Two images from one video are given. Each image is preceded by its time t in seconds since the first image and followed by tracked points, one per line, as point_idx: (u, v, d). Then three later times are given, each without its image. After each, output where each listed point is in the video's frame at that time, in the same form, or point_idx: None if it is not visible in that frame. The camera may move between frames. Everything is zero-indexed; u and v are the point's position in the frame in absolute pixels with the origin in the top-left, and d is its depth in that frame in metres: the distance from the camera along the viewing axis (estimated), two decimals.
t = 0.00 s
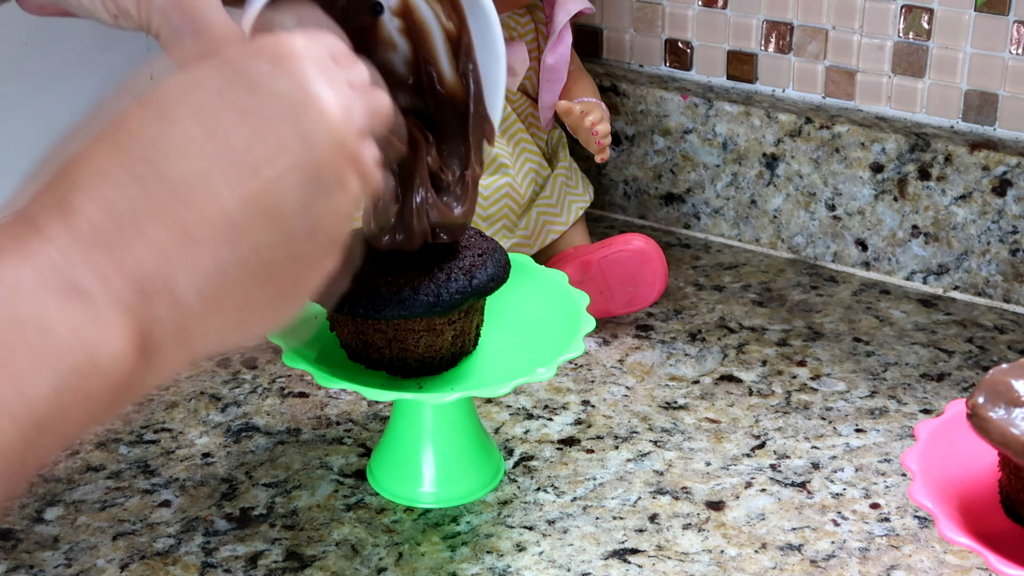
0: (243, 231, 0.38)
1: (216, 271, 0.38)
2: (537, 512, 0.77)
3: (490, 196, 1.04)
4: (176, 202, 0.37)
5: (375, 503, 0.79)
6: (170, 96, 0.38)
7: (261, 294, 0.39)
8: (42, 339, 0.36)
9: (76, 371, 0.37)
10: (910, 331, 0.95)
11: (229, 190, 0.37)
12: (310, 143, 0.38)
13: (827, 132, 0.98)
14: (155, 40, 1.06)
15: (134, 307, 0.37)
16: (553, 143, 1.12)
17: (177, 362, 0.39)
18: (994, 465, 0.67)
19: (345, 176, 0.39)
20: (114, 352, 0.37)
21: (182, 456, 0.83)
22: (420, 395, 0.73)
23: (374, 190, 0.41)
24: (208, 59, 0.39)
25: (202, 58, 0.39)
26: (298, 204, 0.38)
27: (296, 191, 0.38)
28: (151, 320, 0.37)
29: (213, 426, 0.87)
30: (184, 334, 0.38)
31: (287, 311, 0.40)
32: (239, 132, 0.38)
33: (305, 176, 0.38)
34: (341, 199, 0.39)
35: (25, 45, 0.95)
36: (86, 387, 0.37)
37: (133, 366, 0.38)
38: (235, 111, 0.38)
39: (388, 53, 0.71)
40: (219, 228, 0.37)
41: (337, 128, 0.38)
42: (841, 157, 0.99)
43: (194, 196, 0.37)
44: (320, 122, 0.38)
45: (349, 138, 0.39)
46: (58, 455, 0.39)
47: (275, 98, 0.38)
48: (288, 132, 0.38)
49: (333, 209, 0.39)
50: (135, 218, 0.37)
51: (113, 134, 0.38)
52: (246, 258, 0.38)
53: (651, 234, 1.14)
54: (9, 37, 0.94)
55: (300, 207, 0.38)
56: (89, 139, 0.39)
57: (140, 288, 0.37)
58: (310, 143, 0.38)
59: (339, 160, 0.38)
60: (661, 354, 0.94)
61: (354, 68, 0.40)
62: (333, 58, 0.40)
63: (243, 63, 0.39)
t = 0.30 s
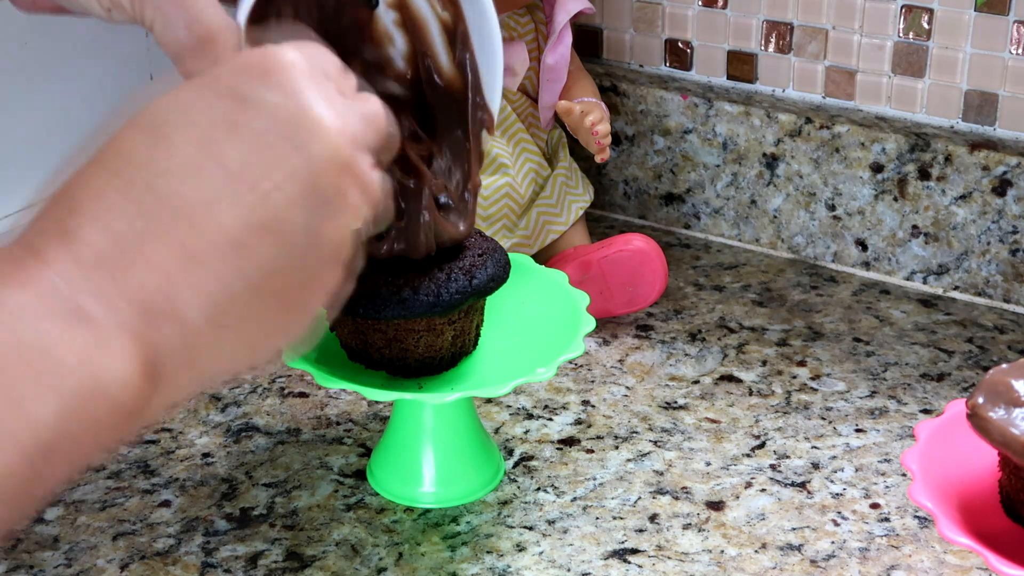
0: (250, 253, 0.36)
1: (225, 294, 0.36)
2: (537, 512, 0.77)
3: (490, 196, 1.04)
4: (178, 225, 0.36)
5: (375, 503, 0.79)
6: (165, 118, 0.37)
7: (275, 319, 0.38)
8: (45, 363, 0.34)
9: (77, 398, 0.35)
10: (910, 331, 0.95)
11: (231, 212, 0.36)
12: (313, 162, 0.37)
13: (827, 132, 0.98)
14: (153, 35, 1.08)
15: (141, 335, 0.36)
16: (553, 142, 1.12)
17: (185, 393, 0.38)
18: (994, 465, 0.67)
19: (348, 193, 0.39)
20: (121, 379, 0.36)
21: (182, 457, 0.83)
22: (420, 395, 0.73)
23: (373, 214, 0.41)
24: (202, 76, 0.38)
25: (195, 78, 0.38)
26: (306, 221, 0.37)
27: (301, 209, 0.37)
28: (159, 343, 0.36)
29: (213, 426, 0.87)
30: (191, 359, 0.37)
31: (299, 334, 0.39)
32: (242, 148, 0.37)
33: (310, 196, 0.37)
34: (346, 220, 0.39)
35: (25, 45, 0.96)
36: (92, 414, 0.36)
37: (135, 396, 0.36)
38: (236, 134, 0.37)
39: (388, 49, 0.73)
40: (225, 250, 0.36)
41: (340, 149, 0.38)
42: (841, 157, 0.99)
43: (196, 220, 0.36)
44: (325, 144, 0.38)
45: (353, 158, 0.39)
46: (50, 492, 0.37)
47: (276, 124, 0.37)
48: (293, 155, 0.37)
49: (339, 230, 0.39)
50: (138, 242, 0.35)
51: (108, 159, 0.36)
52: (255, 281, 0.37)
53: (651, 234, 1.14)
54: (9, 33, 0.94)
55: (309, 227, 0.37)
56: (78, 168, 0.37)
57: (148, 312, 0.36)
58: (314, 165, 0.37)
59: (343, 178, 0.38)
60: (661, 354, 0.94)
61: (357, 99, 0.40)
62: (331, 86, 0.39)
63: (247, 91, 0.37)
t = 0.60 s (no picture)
0: (272, 263, 0.36)
1: (248, 307, 0.36)
2: (537, 512, 0.77)
3: (490, 196, 1.04)
4: (203, 235, 0.35)
5: (375, 503, 0.79)
6: (191, 127, 0.35)
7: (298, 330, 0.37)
8: (61, 375, 0.33)
9: (96, 410, 0.34)
10: (909, 331, 0.95)
11: (255, 222, 0.35)
12: (338, 173, 0.37)
13: (827, 132, 0.98)
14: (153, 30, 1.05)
15: (162, 351, 0.35)
16: (553, 142, 1.12)
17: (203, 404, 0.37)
18: (995, 465, 0.67)
19: (374, 204, 0.38)
20: (139, 392, 0.35)
21: (182, 456, 0.83)
22: (420, 395, 0.73)
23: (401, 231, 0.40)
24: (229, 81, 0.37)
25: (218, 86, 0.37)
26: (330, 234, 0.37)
27: (328, 222, 0.37)
28: (180, 353, 0.35)
29: (213, 426, 0.86)
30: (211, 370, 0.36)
31: (321, 352, 0.39)
32: (267, 158, 0.36)
33: (334, 205, 0.37)
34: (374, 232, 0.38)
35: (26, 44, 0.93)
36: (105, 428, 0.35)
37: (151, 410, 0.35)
38: (261, 141, 0.36)
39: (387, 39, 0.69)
40: (249, 261, 0.36)
41: (369, 160, 0.37)
42: (841, 156, 0.99)
43: (221, 229, 0.35)
44: (352, 151, 0.37)
45: (381, 169, 0.38)
46: (63, 507, 0.36)
47: (301, 128, 0.36)
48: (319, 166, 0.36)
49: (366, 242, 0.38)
50: (162, 252, 0.34)
51: (134, 168, 0.35)
52: (281, 295, 0.36)
53: (651, 234, 1.14)
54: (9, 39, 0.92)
55: (334, 238, 0.37)
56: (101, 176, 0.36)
57: (171, 323, 0.35)
58: (341, 173, 0.37)
59: (370, 188, 0.38)
60: (661, 354, 0.94)
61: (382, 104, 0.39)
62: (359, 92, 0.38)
63: (269, 98, 0.36)
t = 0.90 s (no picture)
0: (249, 270, 0.40)
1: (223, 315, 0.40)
2: (537, 512, 0.77)
3: (490, 196, 1.04)
4: (177, 246, 0.39)
5: (375, 503, 0.79)
6: (161, 139, 0.40)
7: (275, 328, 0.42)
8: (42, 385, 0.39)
9: (80, 422, 0.39)
10: (910, 331, 0.95)
11: (230, 232, 0.39)
12: (311, 177, 0.40)
13: (827, 132, 0.98)
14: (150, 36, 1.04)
15: (143, 355, 0.40)
16: (553, 143, 1.12)
17: (190, 406, 0.43)
18: (994, 465, 0.67)
19: (348, 208, 0.41)
20: (122, 403, 0.40)
21: (182, 456, 0.83)
22: (420, 395, 0.73)
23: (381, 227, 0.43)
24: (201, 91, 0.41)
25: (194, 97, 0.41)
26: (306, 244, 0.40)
27: (303, 227, 0.40)
28: (158, 361, 0.40)
29: (213, 426, 0.87)
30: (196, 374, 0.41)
31: (298, 352, 0.44)
32: (240, 167, 0.39)
33: (311, 211, 0.40)
34: (352, 234, 0.41)
35: (25, 45, 0.92)
36: (89, 437, 0.40)
37: (139, 409, 0.40)
38: (232, 150, 0.39)
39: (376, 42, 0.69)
40: (225, 268, 0.40)
41: (339, 162, 0.40)
42: (841, 156, 0.99)
43: (196, 238, 0.39)
44: (322, 156, 0.40)
45: (355, 171, 0.41)
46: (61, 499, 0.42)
47: (271, 140, 0.39)
48: (291, 173, 0.40)
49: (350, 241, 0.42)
50: (138, 264, 0.39)
51: (108, 183, 0.39)
52: (254, 298, 0.41)
53: (651, 234, 1.14)
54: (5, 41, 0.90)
55: (310, 245, 0.41)
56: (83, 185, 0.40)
57: (149, 333, 0.39)
58: (314, 180, 0.40)
59: (343, 191, 0.40)
60: (662, 354, 0.94)
61: (353, 108, 0.42)
62: (330, 96, 0.41)
63: (240, 106, 0.40)
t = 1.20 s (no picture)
0: (260, 263, 0.38)
1: (233, 308, 0.38)
2: (537, 512, 0.77)
3: (491, 196, 1.04)
4: (186, 240, 0.37)
5: (375, 503, 0.79)
6: (172, 128, 0.37)
7: (288, 320, 0.40)
8: (51, 372, 0.38)
9: (92, 412, 0.39)
10: (910, 332, 0.95)
11: (241, 225, 0.37)
12: (323, 173, 0.38)
13: (827, 132, 0.98)
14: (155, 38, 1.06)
15: (153, 348, 0.38)
16: (553, 143, 1.12)
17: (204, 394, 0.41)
18: (994, 465, 0.67)
19: (361, 203, 0.39)
20: (131, 391, 0.39)
21: (182, 457, 0.83)
22: (420, 395, 0.73)
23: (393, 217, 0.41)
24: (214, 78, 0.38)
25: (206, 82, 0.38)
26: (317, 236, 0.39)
27: (314, 220, 0.38)
28: (171, 353, 0.39)
29: (213, 426, 0.87)
30: (203, 370, 0.40)
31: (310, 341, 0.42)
32: (252, 159, 0.37)
33: (323, 205, 0.38)
34: (362, 226, 0.39)
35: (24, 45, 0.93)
36: (97, 425, 0.39)
37: (145, 399, 0.39)
38: (246, 142, 0.37)
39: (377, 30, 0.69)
40: (234, 263, 0.38)
41: (352, 156, 0.38)
42: (841, 156, 0.99)
43: (203, 231, 0.37)
44: (335, 149, 0.38)
45: (366, 164, 0.39)
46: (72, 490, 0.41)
47: (281, 131, 0.37)
48: (302, 166, 0.38)
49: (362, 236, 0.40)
50: (148, 255, 0.37)
51: (116, 171, 0.37)
52: (265, 292, 0.39)
53: (651, 234, 1.14)
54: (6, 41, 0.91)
55: (321, 237, 0.39)
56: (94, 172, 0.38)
57: (158, 324, 0.38)
58: (326, 175, 0.38)
59: (355, 185, 0.39)
60: (662, 354, 0.94)
61: (371, 94, 0.40)
62: (347, 86, 0.39)
63: (256, 97, 0.37)
